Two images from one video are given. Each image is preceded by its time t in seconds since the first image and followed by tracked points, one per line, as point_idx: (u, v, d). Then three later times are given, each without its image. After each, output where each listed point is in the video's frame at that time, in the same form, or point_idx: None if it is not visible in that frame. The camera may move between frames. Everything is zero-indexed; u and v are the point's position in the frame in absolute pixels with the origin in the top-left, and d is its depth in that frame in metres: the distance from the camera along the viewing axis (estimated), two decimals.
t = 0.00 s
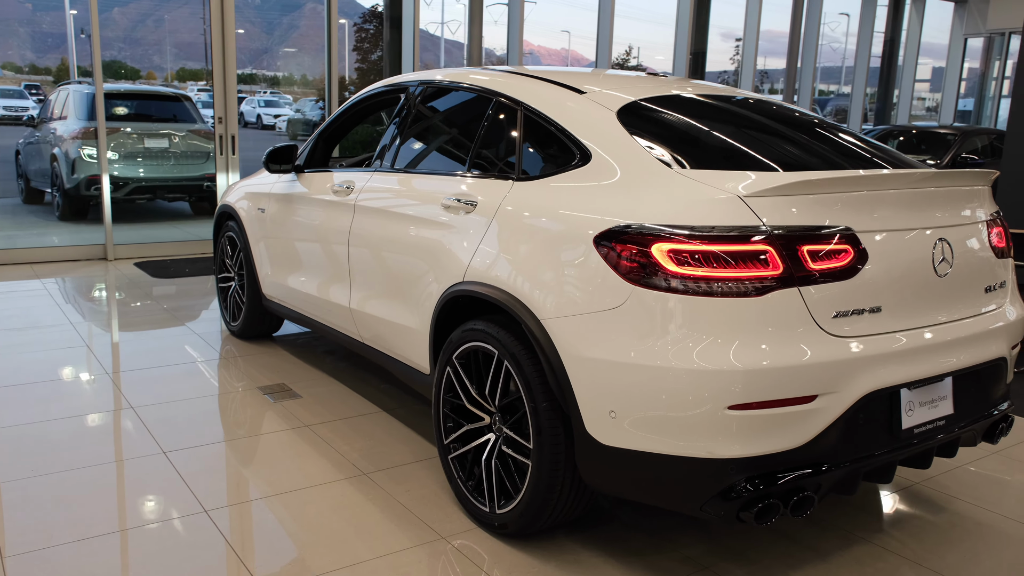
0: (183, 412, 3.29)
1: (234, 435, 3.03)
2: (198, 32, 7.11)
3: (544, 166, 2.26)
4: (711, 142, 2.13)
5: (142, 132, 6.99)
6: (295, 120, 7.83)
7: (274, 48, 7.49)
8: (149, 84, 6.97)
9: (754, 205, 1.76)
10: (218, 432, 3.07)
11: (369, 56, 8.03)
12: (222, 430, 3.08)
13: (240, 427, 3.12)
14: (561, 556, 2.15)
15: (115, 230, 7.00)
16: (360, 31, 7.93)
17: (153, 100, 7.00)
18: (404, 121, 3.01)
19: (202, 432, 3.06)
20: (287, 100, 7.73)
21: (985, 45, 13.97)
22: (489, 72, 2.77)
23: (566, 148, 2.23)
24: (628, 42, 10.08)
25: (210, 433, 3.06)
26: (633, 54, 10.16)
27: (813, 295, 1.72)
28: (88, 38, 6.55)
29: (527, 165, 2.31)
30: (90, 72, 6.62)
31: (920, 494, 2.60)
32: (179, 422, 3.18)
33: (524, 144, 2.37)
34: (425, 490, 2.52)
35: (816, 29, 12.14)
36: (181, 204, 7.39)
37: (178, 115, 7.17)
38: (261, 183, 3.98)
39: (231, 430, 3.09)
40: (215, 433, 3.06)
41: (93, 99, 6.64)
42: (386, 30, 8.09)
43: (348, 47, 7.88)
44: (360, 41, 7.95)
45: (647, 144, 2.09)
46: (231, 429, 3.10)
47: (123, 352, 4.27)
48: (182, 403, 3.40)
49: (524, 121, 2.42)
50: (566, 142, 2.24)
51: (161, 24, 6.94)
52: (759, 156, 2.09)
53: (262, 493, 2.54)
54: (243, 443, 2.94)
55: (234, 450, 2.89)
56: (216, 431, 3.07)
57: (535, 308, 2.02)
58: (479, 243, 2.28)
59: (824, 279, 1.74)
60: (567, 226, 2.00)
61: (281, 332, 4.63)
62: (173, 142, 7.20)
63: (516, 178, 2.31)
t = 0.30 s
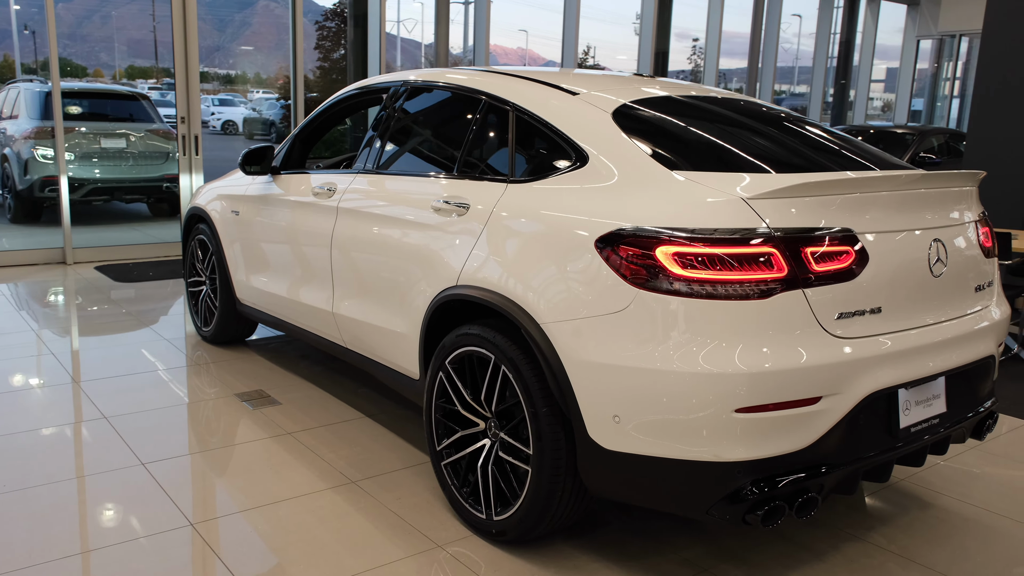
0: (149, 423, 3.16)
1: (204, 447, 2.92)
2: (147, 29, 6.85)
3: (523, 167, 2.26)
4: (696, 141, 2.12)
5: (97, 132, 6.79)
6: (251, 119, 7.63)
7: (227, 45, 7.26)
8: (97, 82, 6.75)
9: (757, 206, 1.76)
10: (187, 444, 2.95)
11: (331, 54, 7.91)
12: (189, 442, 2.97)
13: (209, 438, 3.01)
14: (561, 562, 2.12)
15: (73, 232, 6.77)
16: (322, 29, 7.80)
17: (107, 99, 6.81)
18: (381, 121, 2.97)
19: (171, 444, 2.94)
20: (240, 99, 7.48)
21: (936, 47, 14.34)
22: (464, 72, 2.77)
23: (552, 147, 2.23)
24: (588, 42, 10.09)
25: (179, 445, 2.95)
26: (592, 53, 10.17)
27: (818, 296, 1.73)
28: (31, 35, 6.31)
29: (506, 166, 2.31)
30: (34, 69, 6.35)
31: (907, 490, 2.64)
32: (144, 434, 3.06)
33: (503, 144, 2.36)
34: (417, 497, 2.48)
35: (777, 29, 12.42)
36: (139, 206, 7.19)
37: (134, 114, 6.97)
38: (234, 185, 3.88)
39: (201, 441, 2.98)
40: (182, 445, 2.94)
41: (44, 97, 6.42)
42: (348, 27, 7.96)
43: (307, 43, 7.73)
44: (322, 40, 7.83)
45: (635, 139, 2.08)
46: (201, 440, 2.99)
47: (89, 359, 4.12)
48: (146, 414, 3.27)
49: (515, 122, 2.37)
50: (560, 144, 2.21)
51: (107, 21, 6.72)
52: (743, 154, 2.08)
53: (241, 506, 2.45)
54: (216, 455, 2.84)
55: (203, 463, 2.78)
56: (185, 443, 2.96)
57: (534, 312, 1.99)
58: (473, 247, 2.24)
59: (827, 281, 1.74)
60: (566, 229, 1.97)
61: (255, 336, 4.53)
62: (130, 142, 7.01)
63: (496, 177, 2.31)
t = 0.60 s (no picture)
0: (120, 434, 3.05)
1: (177, 459, 2.82)
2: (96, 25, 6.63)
3: (511, 168, 2.27)
4: (692, 143, 2.12)
5: (55, 131, 6.61)
6: (211, 119, 7.40)
7: (181, 43, 7.01)
8: (44, 79, 6.47)
9: (766, 208, 1.77)
10: (156, 456, 2.84)
11: (296, 53, 7.71)
12: (159, 454, 2.86)
13: (178, 450, 2.90)
14: (567, 565, 2.12)
15: (37, 235, 6.63)
16: (286, 27, 7.59)
17: (67, 98, 6.63)
18: (365, 121, 2.96)
19: (144, 456, 2.84)
20: (199, 97, 7.26)
21: (894, 49, 14.63)
22: (448, 71, 2.76)
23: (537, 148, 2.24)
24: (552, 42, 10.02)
25: (150, 456, 2.84)
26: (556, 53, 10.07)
27: (828, 297, 1.75)
28: None
29: (492, 169, 2.33)
30: None
31: (897, 485, 2.69)
32: (112, 445, 2.93)
33: (487, 145, 2.39)
34: (415, 502, 2.45)
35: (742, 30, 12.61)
36: (101, 206, 7.01)
37: (95, 113, 6.78)
38: (213, 185, 3.78)
39: (169, 454, 2.86)
40: (151, 457, 2.83)
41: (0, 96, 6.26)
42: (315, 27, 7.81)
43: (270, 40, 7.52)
44: (286, 38, 7.61)
45: (626, 133, 2.10)
46: (172, 452, 2.88)
47: (62, 365, 3.99)
48: (112, 425, 3.14)
49: (514, 125, 2.34)
50: (562, 145, 2.18)
51: (54, 16, 6.44)
52: (739, 157, 2.09)
53: (227, 517, 2.38)
54: (194, 465, 2.75)
55: (172, 477, 2.66)
56: (155, 455, 2.85)
57: (541, 315, 1.98)
58: (475, 250, 2.21)
59: (835, 282, 1.76)
60: (573, 232, 1.96)
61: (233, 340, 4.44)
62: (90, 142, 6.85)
63: (480, 180, 2.33)
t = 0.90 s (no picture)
0: (103, 445, 2.96)
1: (155, 474, 2.72)
2: (57, 23, 6.43)
3: (502, 170, 2.35)
4: (703, 147, 2.13)
5: (27, 132, 6.41)
6: (177, 118, 7.24)
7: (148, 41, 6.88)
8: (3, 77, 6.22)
9: (788, 211, 1.80)
10: (137, 469, 2.76)
11: (271, 53, 7.71)
12: (134, 469, 2.76)
13: (154, 463, 2.80)
14: (587, 566, 2.13)
15: (14, 237, 6.48)
16: (263, 26, 7.59)
17: (37, 97, 6.41)
18: (370, 125, 2.97)
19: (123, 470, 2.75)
20: (166, 97, 7.09)
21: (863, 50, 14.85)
22: (453, 75, 2.76)
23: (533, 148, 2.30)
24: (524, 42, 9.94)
25: (128, 471, 2.74)
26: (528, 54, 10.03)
27: (848, 299, 1.78)
28: None
29: (490, 172, 2.39)
30: None
31: (900, 483, 2.74)
32: (88, 458, 2.83)
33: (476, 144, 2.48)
34: (429, 506, 2.45)
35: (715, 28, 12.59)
36: (75, 208, 6.85)
37: (67, 113, 6.62)
38: (207, 189, 3.74)
39: (145, 469, 2.76)
40: (130, 471, 2.74)
41: None
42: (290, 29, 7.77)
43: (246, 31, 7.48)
44: (263, 37, 7.60)
45: (630, 131, 2.14)
46: (150, 466, 2.79)
47: (52, 370, 3.91)
48: (91, 437, 3.04)
49: (528, 129, 2.35)
50: (578, 149, 2.19)
51: (11, 13, 6.23)
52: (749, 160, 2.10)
53: (220, 530, 2.32)
54: (183, 476, 2.69)
55: (147, 493, 2.57)
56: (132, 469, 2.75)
57: (562, 319, 1.99)
58: (492, 253, 2.22)
59: (855, 284, 1.80)
60: (594, 236, 1.98)
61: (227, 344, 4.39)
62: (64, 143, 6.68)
63: (470, 181, 2.42)
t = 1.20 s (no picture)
0: (88, 457, 2.87)
1: (139, 488, 2.63)
2: (17, 20, 6.19)
3: (498, 172, 2.40)
4: (711, 151, 2.14)
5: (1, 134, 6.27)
6: (144, 119, 7.02)
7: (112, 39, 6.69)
8: None
9: (805, 215, 1.83)
10: (137, 477, 2.71)
11: (249, 53, 7.58)
12: (116, 482, 2.67)
13: (139, 476, 2.72)
14: (604, 566, 2.15)
15: None
16: (245, 22, 7.49)
17: (9, 98, 6.24)
18: (372, 131, 2.98)
19: (107, 483, 2.66)
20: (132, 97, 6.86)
21: (836, 52, 14.99)
22: (457, 79, 2.76)
23: (524, 151, 2.36)
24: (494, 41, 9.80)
25: (111, 484, 2.65)
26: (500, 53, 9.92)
27: (863, 300, 1.82)
28: None
29: (483, 176, 2.45)
30: None
31: (900, 480, 2.80)
32: (76, 469, 2.76)
33: (464, 147, 2.57)
34: (442, 509, 2.46)
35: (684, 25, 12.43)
36: (48, 211, 6.66)
37: (39, 113, 6.43)
38: (202, 192, 3.70)
39: (128, 483, 2.67)
40: (130, 480, 2.70)
41: None
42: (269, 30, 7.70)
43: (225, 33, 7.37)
44: (241, 37, 7.49)
45: (632, 130, 2.17)
46: (135, 478, 2.70)
47: (41, 376, 3.83)
48: (78, 447, 2.96)
49: (539, 133, 2.35)
50: (592, 154, 2.19)
51: None
52: (754, 163, 2.11)
53: (217, 543, 2.27)
54: (179, 486, 2.64)
55: (140, 504, 2.50)
56: (114, 483, 2.66)
57: (581, 322, 2.01)
58: (506, 257, 2.23)
59: (870, 286, 1.84)
60: (612, 240, 1.99)
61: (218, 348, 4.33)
62: (38, 145, 6.50)
63: (453, 182, 2.52)
